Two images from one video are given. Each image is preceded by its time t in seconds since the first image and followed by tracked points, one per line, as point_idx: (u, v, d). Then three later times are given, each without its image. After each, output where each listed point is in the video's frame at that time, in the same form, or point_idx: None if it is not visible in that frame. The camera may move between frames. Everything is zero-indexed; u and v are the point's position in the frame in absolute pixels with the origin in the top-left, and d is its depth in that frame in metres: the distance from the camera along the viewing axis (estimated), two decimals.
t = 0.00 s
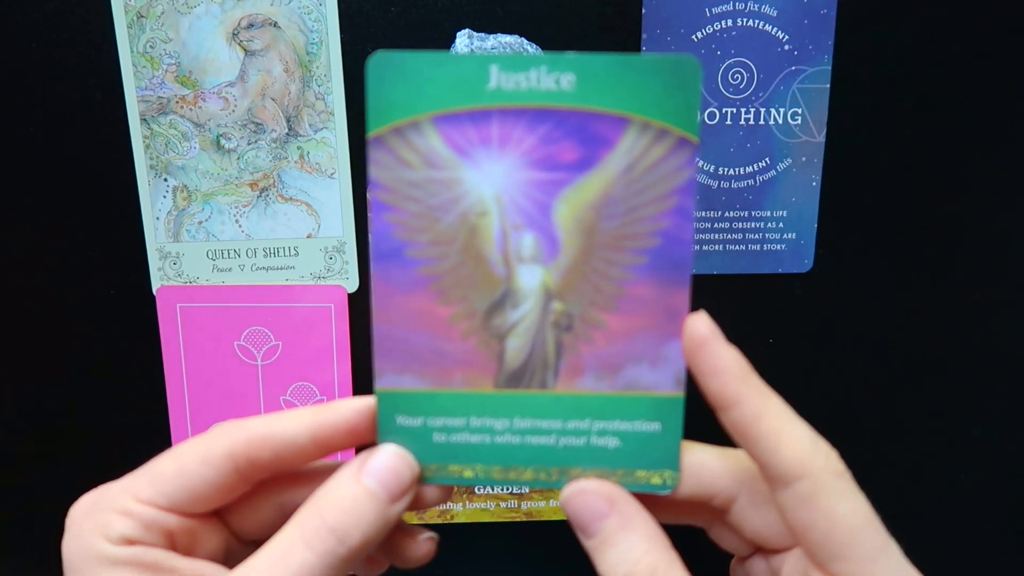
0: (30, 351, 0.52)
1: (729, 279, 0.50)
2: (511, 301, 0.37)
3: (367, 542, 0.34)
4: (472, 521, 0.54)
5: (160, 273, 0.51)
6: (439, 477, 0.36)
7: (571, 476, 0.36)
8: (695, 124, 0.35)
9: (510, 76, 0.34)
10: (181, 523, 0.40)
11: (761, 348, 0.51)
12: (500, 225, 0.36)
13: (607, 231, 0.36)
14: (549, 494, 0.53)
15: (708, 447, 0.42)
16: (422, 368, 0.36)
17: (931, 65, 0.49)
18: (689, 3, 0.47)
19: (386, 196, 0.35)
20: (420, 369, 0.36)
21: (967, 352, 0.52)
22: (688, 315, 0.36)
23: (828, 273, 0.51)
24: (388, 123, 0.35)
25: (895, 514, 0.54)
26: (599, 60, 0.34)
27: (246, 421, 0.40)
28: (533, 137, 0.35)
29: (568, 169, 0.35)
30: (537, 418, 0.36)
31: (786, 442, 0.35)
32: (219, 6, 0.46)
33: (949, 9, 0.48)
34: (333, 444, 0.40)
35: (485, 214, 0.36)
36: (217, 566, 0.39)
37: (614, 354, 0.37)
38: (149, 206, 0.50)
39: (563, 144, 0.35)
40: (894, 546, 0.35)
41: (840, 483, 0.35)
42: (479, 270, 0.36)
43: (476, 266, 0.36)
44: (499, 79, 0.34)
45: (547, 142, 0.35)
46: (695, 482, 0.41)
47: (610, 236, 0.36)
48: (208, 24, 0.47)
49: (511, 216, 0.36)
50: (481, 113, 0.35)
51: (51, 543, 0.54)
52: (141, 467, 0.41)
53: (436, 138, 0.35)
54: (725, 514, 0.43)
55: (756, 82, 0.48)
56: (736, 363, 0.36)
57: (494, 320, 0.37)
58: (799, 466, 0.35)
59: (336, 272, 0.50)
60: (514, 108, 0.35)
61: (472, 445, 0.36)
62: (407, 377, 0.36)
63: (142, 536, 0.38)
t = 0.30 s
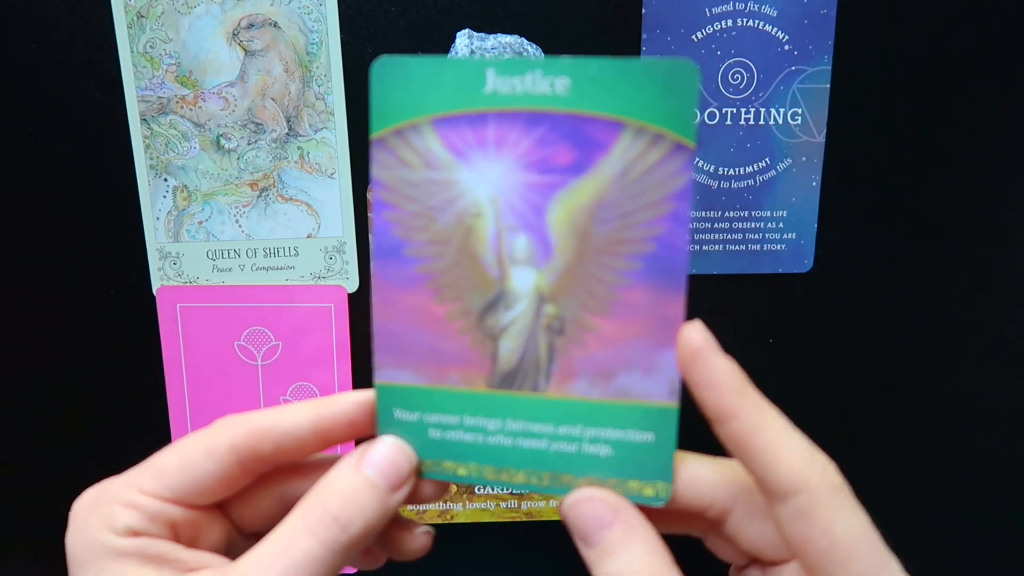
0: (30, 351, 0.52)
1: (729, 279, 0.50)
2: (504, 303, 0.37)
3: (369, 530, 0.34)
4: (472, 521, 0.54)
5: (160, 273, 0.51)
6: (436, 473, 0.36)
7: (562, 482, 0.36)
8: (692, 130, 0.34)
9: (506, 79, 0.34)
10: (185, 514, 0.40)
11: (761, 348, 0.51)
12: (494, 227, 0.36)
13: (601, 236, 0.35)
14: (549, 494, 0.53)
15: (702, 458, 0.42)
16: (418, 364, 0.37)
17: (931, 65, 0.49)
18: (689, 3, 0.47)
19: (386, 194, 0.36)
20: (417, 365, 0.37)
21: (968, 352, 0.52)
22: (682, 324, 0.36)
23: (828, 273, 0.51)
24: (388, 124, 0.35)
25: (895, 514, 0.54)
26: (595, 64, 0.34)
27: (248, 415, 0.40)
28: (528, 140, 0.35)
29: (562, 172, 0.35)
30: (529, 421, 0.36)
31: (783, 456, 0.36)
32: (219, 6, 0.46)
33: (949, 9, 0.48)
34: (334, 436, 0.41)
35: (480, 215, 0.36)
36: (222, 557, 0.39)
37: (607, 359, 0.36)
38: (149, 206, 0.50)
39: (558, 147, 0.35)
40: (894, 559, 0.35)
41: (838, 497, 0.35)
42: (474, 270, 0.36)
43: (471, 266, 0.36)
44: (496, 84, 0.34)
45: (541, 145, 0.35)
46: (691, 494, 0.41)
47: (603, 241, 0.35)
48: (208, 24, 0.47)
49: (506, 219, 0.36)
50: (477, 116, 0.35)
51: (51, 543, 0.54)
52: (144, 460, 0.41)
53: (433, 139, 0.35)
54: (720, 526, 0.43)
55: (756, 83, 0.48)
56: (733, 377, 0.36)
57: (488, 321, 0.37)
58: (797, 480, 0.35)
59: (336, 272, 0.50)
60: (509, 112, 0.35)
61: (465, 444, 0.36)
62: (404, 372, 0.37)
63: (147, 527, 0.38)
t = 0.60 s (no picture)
0: (30, 351, 0.52)
1: (729, 279, 0.50)
2: (507, 308, 0.37)
3: (365, 541, 0.34)
4: (472, 521, 0.54)
5: (160, 273, 0.51)
6: (433, 481, 0.36)
7: (563, 484, 0.36)
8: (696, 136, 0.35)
9: (510, 82, 0.34)
10: (177, 525, 0.40)
11: (761, 348, 0.51)
12: (497, 231, 0.36)
13: (604, 240, 0.36)
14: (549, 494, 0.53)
15: (702, 459, 0.42)
16: (417, 370, 0.36)
17: (931, 66, 0.49)
18: (689, 3, 0.47)
19: (385, 199, 0.36)
20: (415, 372, 0.36)
21: (968, 353, 0.52)
22: (684, 326, 0.36)
23: (828, 273, 0.51)
24: (387, 127, 0.35)
25: (895, 513, 0.54)
26: (600, 69, 0.34)
27: (242, 422, 0.40)
28: (531, 145, 0.35)
29: (566, 177, 0.35)
30: (531, 425, 0.36)
31: (783, 456, 0.35)
32: (219, 6, 0.46)
33: (949, 9, 0.48)
34: (328, 444, 0.40)
35: (482, 220, 0.36)
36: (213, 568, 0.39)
37: (609, 363, 0.37)
38: (149, 206, 0.50)
39: (562, 152, 0.35)
40: (896, 560, 0.35)
41: (837, 497, 0.35)
42: (476, 274, 0.36)
43: (472, 270, 0.36)
44: (500, 86, 0.34)
45: (545, 150, 0.35)
46: (691, 495, 0.41)
47: (606, 245, 0.36)
48: (208, 24, 0.47)
49: (508, 223, 0.36)
50: (480, 119, 0.35)
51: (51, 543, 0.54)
52: (135, 469, 0.41)
53: (435, 143, 0.35)
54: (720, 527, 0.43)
55: (756, 83, 0.48)
56: (733, 377, 0.36)
57: (490, 326, 0.37)
58: (796, 480, 0.35)
59: (336, 272, 0.50)
60: (513, 115, 0.35)
61: (465, 450, 0.36)
62: (402, 380, 0.36)
63: (137, 539, 0.38)
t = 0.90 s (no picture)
0: (29, 350, 0.52)
1: (729, 279, 0.50)
2: (512, 317, 0.36)
3: (365, 559, 0.34)
4: (472, 521, 0.53)
5: (160, 273, 0.51)
6: (436, 494, 0.36)
7: (569, 493, 0.36)
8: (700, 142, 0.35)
9: (515, 89, 0.34)
10: (171, 545, 0.40)
11: (761, 348, 0.51)
12: (502, 240, 0.36)
13: (611, 247, 0.36)
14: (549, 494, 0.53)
15: (706, 463, 0.42)
16: (419, 384, 0.36)
17: (931, 66, 0.49)
18: (689, 3, 0.47)
19: (387, 208, 0.35)
20: (417, 385, 0.36)
21: (968, 352, 0.52)
22: (691, 333, 0.37)
23: (828, 273, 0.51)
24: (390, 135, 0.35)
25: (895, 514, 0.54)
26: (605, 75, 0.34)
27: (239, 439, 0.40)
28: (537, 152, 0.35)
29: (572, 184, 0.35)
30: (535, 435, 0.36)
31: (792, 460, 0.36)
32: (219, 6, 0.46)
33: (949, 9, 0.48)
34: (325, 461, 0.40)
35: (487, 229, 0.36)
36: None
37: (616, 370, 0.37)
38: (149, 206, 0.50)
39: (567, 159, 0.35)
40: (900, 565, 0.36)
41: (846, 500, 0.36)
42: (481, 283, 0.36)
43: (476, 280, 0.36)
44: (504, 93, 0.34)
45: (550, 157, 0.35)
46: (697, 500, 0.41)
47: (613, 252, 0.36)
48: (208, 24, 0.47)
49: (514, 231, 0.36)
50: (484, 126, 0.35)
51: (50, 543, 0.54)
52: (130, 486, 0.41)
53: (438, 151, 0.35)
54: (723, 532, 0.43)
55: (756, 82, 0.48)
56: (741, 383, 0.37)
57: (496, 335, 0.36)
58: (805, 484, 0.36)
59: (336, 272, 0.50)
60: (518, 122, 0.35)
61: (470, 462, 0.36)
62: (403, 394, 0.36)
63: (130, 560, 0.38)
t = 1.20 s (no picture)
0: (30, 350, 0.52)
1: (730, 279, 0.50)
2: (513, 329, 0.36)
3: (369, 566, 0.35)
4: (471, 521, 0.53)
5: (160, 273, 0.51)
6: (440, 505, 0.36)
7: (571, 505, 0.36)
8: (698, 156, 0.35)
9: (514, 106, 0.34)
10: (181, 546, 0.40)
11: (761, 348, 0.51)
12: (502, 254, 0.36)
13: (610, 261, 0.36)
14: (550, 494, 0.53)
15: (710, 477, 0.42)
16: (423, 395, 0.36)
17: (932, 66, 0.49)
18: (689, 3, 0.47)
19: (389, 223, 0.36)
20: (420, 396, 0.36)
21: (968, 352, 0.52)
22: (691, 347, 0.36)
23: (829, 273, 0.51)
24: (391, 152, 0.35)
25: (895, 514, 0.54)
26: (602, 92, 0.34)
27: (248, 444, 0.40)
28: (536, 167, 0.35)
29: (571, 199, 0.35)
30: (538, 446, 0.36)
31: (797, 474, 0.36)
32: (219, 6, 0.46)
33: (949, 9, 0.48)
34: (333, 468, 0.40)
35: (487, 242, 0.36)
36: None
37: (617, 383, 0.36)
38: (149, 206, 0.50)
39: (566, 174, 0.35)
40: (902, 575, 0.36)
41: (851, 513, 0.36)
42: (482, 297, 0.36)
43: (477, 293, 0.36)
44: (502, 110, 0.34)
45: (549, 172, 0.35)
46: (699, 511, 0.42)
47: (613, 266, 0.36)
48: (208, 24, 0.47)
49: (514, 245, 0.36)
50: (483, 143, 0.35)
51: (51, 543, 0.54)
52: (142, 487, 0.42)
53: (438, 167, 0.35)
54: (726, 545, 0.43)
55: (756, 83, 0.48)
56: (743, 397, 0.37)
57: (497, 348, 0.37)
58: (811, 497, 0.36)
59: (336, 272, 0.50)
60: (516, 139, 0.35)
61: (473, 472, 0.36)
62: (407, 405, 0.36)
63: (141, 560, 0.39)
